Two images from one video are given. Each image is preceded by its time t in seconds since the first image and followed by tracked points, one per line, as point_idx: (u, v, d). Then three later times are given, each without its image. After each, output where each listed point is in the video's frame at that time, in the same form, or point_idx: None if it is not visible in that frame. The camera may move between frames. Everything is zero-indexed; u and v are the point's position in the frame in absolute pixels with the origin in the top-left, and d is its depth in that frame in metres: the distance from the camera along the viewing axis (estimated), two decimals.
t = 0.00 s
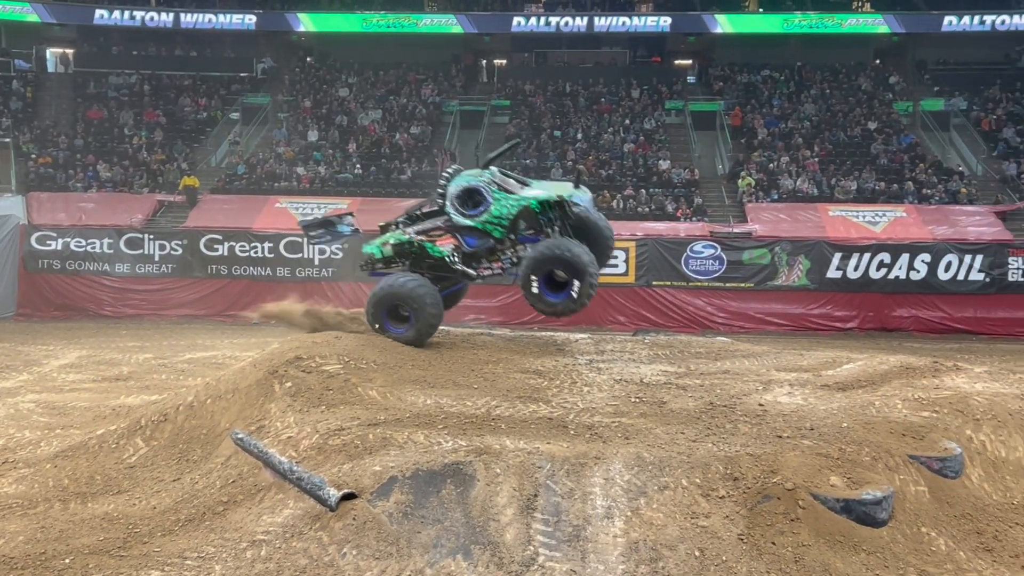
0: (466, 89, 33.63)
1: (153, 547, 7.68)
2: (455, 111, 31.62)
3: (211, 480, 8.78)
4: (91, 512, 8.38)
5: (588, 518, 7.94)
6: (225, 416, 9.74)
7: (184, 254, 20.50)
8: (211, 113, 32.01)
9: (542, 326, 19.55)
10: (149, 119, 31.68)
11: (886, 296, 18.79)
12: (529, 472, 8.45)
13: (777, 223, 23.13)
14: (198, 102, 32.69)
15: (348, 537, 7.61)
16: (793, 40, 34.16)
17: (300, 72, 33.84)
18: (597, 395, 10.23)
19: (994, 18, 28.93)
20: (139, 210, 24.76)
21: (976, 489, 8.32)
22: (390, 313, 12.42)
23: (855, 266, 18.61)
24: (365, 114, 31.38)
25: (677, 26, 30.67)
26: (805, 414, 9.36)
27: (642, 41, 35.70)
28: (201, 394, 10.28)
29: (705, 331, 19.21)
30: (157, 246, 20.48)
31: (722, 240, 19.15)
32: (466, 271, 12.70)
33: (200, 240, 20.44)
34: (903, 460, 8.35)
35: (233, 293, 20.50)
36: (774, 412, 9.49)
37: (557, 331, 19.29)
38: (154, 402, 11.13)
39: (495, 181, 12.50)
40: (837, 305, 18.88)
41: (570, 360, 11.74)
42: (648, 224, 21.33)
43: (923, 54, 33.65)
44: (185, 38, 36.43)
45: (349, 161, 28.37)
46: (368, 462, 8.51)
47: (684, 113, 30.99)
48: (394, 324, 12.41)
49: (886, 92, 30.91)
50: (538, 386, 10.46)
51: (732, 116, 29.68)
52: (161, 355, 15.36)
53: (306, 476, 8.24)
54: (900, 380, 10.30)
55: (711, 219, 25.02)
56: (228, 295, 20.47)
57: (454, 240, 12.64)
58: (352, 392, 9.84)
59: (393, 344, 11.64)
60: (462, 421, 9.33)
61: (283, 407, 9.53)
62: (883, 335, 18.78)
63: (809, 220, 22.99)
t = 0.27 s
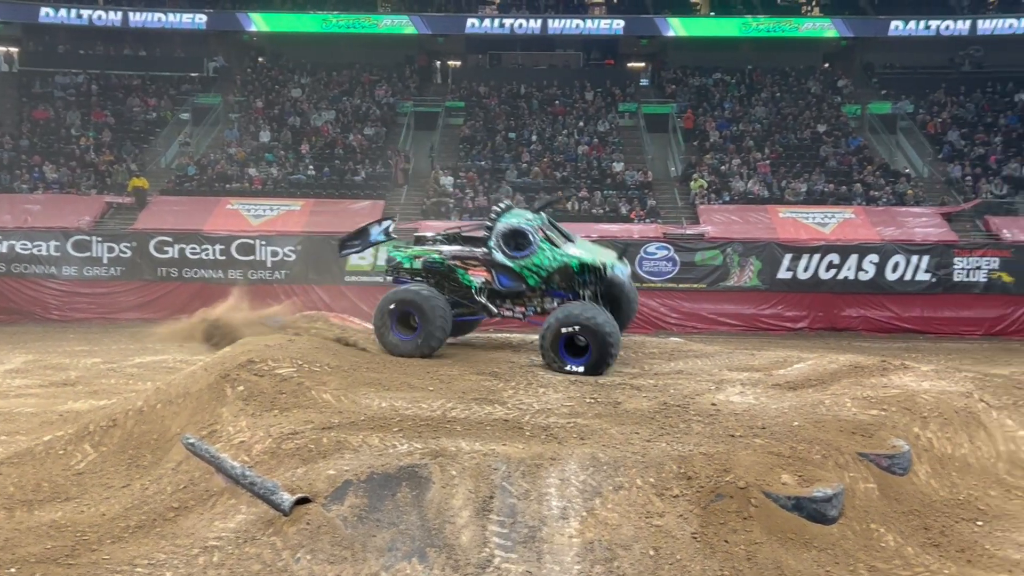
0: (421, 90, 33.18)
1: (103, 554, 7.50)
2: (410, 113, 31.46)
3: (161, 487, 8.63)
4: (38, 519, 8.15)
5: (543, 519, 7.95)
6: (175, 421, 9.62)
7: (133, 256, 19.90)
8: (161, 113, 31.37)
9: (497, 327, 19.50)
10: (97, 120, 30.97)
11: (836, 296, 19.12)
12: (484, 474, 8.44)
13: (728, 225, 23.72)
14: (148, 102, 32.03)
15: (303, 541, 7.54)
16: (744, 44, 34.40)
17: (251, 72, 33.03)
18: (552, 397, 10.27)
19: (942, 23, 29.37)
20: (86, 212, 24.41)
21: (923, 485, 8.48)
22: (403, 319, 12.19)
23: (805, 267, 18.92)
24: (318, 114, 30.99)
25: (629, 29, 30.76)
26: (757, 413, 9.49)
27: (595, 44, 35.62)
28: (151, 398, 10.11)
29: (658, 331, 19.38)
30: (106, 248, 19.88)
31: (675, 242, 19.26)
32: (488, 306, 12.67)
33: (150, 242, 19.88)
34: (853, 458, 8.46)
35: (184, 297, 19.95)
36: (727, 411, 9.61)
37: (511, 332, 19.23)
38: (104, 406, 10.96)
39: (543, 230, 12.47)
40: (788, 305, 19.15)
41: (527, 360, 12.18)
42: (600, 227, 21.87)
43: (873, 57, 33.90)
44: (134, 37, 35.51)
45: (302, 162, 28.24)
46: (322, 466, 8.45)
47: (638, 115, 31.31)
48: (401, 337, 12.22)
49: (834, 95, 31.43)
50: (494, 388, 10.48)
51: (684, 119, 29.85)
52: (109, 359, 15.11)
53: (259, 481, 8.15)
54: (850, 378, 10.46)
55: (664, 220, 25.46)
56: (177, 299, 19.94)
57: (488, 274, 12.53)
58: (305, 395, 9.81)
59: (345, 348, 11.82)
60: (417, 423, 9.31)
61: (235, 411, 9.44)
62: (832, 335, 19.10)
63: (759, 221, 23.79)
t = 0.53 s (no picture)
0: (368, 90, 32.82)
1: (43, 564, 7.26)
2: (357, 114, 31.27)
3: (103, 493, 8.44)
4: None
5: (493, 520, 7.90)
6: (118, 426, 9.49)
7: (74, 258, 19.36)
8: (102, 113, 30.64)
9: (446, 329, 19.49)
10: (35, 120, 30.08)
11: (781, 295, 19.42)
12: (434, 476, 8.41)
13: (674, 225, 23.63)
14: (88, 102, 31.12)
15: (248, 547, 7.35)
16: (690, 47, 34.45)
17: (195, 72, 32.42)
18: (501, 398, 10.30)
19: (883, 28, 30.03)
20: (24, 214, 23.39)
21: (866, 481, 8.51)
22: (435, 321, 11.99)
23: (750, 268, 19.27)
24: (263, 114, 30.50)
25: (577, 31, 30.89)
26: (703, 412, 9.64)
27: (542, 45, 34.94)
28: (93, 403, 9.97)
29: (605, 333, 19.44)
30: (45, 251, 19.29)
31: (622, 242, 19.62)
32: (507, 317, 12.87)
33: (90, 244, 19.39)
34: (797, 455, 8.59)
35: (126, 299, 19.50)
36: (674, 410, 9.74)
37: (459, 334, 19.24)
38: (44, 414, 10.71)
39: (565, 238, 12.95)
40: (734, 305, 19.42)
41: (479, 363, 12.52)
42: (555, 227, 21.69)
43: (815, 60, 34.24)
44: (74, 36, 34.11)
45: (247, 163, 27.87)
46: (269, 471, 8.36)
47: (585, 117, 31.26)
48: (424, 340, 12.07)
49: (778, 98, 31.80)
50: (444, 390, 10.51)
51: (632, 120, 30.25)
52: (50, 365, 14.82)
53: (205, 486, 8.01)
54: (793, 376, 10.63)
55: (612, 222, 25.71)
56: (119, 302, 19.47)
57: (512, 279, 12.82)
58: (252, 400, 9.85)
59: (291, 351, 11.93)
60: (365, 426, 9.31)
61: (179, 416, 9.32)
62: (777, 334, 19.35)
63: (705, 222, 23.77)
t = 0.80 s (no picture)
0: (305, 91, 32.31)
1: None
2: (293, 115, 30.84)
3: (32, 503, 8.24)
4: None
5: (433, 522, 7.87)
6: (47, 433, 9.29)
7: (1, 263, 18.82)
8: (29, 114, 29.76)
9: (384, 330, 19.34)
10: None
11: (717, 295, 19.68)
12: (373, 479, 8.36)
13: (613, 226, 23.84)
14: (14, 101, 30.24)
15: (184, 554, 7.21)
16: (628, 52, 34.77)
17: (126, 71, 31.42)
18: (442, 399, 10.31)
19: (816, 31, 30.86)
20: None
21: (800, 476, 8.66)
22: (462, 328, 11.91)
23: (686, 268, 19.52)
24: (198, 114, 29.83)
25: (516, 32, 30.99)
26: (641, 411, 9.73)
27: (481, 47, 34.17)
28: (20, 413, 9.84)
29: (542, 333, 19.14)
30: None
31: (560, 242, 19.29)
32: (524, 318, 12.77)
33: (18, 248, 18.78)
34: (733, 451, 8.73)
35: (57, 304, 18.92)
36: (612, 409, 9.82)
37: (397, 334, 19.15)
38: None
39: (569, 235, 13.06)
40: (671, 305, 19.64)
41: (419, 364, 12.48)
42: (491, 229, 21.77)
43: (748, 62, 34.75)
44: None
45: (181, 165, 27.33)
46: (205, 477, 8.23)
47: (524, 119, 31.41)
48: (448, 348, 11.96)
49: (712, 100, 32.29)
50: (384, 393, 10.51)
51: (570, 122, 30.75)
52: None
53: (139, 494, 7.77)
54: (728, 373, 10.84)
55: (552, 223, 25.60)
56: (50, 307, 18.91)
57: (526, 281, 12.79)
58: (186, 405, 9.71)
59: (237, 354, 11.96)
60: (303, 430, 9.22)
61: (111, 422, 9.13)
62: (713, 333, 19.62)
63: (642, 223, 23.95)
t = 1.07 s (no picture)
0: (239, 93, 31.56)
1: None
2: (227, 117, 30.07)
3: None
4: None
5: (374, 526, 7.79)
6: None
7: None
8: None
9: (325, 335, 18.18)
10: None
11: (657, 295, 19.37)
12: (312, 485, 8.29)
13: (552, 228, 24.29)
14: None
15: (118, 564, 7.01)
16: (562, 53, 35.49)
17: (53, 72, 30.40)
18: (382, 403, 10.31)
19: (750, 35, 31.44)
20: None
21: (736, 473, 8.78)
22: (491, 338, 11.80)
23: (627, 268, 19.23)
24: (129, 117, 28.77)
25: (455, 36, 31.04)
26: (581, 410, 9.65)
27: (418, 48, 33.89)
28: None
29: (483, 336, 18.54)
30: None
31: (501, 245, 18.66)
32: (548, 325, 13.04)
33: None
34: (670, 449, 8.82)
35: None
36: (552, 410, 9.79)
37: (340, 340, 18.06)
38: None
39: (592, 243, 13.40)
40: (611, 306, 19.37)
41: (355, 368, 12.23)
42: (432, 232, 21.39)
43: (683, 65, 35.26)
44: None
45: (111, 168, 26.29)
46: (138, 485, 8.07)
47: (462, 121, 31.16)
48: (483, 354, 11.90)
49: (649, 102, 32.68)
50: (322, 397, 10.47)
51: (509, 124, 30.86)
52: None
53: (69, 504, 7.62)
54: (665, 374, 11.00)
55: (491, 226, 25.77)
56: None
57: (552, 290, 13.06)
58: (119, 412, 9.56)
59: (169, 359, 11.78)
60: (239, 437, 9.12)
61: (40, 432, 8.93)
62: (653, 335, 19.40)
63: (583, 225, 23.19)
